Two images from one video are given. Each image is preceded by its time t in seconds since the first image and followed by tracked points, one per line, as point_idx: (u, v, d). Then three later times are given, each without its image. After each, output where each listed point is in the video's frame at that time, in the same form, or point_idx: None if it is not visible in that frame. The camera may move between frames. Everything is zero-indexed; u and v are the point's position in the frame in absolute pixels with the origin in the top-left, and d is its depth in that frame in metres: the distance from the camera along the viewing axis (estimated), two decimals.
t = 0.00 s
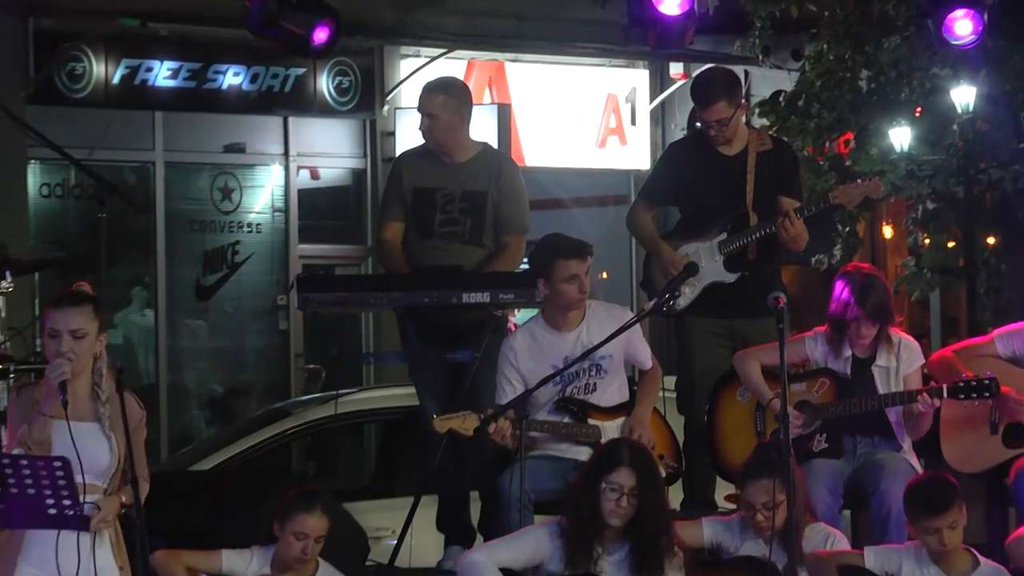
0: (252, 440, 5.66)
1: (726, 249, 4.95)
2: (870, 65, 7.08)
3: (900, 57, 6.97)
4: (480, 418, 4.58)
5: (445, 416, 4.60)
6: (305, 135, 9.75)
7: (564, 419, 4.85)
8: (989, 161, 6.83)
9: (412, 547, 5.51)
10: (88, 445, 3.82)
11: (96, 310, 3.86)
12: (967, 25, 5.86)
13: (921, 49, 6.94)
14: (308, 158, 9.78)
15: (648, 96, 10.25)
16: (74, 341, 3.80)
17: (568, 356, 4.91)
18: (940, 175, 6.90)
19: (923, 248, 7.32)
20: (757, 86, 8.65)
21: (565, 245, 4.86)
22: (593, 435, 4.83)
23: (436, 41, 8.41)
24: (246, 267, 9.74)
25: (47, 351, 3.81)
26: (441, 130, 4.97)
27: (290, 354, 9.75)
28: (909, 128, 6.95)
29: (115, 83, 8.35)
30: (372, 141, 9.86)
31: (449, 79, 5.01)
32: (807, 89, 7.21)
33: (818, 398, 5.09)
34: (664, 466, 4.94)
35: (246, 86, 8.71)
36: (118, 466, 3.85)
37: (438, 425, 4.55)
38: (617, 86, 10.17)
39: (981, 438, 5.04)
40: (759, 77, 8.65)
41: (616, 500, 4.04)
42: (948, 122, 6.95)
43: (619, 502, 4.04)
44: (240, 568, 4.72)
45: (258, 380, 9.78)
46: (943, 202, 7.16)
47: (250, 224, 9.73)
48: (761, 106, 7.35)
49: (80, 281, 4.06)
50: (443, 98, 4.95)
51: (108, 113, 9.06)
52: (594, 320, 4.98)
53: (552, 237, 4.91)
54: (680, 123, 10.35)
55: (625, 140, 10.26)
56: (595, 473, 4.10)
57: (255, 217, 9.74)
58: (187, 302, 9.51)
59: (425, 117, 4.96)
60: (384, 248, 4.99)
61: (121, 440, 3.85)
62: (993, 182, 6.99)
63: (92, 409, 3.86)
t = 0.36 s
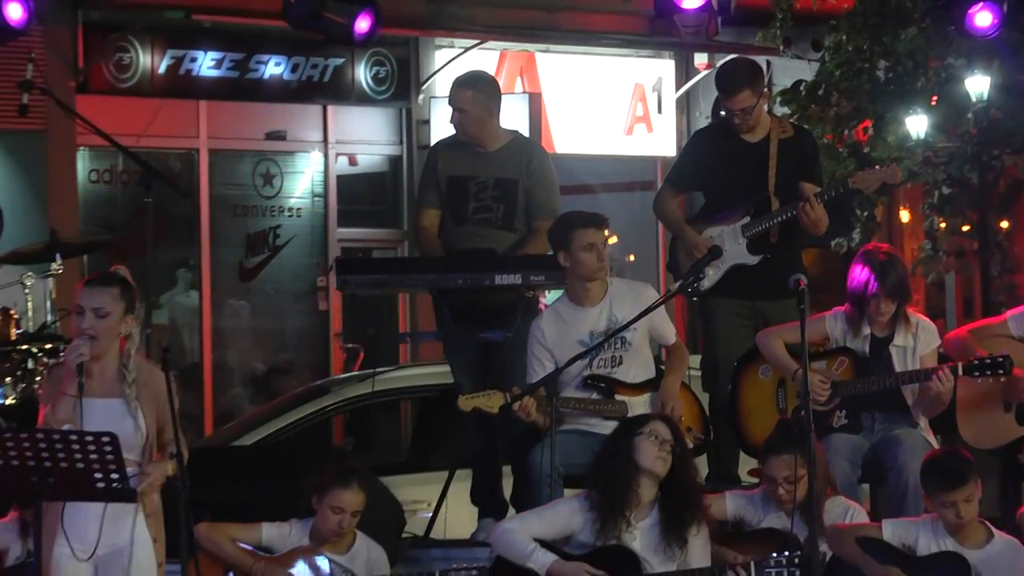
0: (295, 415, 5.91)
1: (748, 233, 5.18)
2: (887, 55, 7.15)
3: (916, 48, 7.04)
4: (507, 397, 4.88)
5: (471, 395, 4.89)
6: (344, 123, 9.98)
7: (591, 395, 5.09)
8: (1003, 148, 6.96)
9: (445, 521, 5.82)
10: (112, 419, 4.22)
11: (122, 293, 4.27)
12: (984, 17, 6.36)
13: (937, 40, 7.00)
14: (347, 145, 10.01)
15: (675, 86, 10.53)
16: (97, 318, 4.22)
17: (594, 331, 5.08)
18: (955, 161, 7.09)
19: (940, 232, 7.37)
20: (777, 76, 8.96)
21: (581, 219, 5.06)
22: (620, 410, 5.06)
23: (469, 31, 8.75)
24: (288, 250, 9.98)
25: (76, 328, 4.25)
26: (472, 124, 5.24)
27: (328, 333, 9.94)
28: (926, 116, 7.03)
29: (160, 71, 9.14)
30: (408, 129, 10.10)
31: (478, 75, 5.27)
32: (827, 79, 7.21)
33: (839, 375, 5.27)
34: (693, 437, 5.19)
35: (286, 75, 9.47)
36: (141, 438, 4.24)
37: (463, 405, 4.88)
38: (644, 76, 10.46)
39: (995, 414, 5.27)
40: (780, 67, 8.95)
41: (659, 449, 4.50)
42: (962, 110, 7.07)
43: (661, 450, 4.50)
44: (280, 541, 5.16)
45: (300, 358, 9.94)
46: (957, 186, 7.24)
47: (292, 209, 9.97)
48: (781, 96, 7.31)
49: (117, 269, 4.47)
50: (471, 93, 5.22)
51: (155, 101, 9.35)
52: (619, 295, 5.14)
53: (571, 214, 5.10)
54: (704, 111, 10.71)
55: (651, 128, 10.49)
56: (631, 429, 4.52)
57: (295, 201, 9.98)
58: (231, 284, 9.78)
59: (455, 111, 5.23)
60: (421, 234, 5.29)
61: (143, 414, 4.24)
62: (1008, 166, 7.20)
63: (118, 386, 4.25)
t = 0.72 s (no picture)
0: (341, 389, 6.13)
1: (779, 214, 5.40)
2: (913, 41, 7.16)
3: (942, 34, 7.09)
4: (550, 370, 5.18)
5: (519, 370, 5.18)
6: (389, 108, 10.27)
7: (625, 371, 5.33)
8: None
9: (483, 490, 6.09)
10: (160, 391, 4.49)
11: (174, 271, 4.55)
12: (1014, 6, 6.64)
13: (961, 27, 7.07)
14: (392, 129, 10.29)
15: (709, 72, 10.95)
16: (151, 293, 4.49)
17: (627, 308, 5.34)
18: (979, 143, 7.09)
19: (963, 212, 7.27)
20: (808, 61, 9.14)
21: (617, 200, 5.31)
22: (653, 386, 5.30)
23: (507, 17, 8.94)
24: (333, 229, 10.24)
25: (130, 304, 4.51)
26: (511, 100, 5.46)
27: (373, 310, 10.23)
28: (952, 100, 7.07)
29: (212, 58, 9.29)
30: (451, 112, 10.41)
31: (519, 54, 5.49)
32: (855, 65, 7.22)
33: (864, 352, 5.51)
34: (721, 411, 5.48)
35: (334, 62, 9.59)
36: (186, 411, 4.50)
37: (510, 379, 5.18)
38: (678, 62, 10.83)
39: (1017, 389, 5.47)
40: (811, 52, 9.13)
41: (685, 420, 5.00)
42: (987, 94, 7.07)
43: (685, 421, 5.00)
44: (327, 510, 5.43)
45: (344, 336, 10.22)
46: (981, 168, 7.19)
47: (338, 190, 10.24)
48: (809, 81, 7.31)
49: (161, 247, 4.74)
50: (512, 70, 5.44)
51: (205, 86, 9.66)
52: (648, 274, 5.40)
53: (607, 196, 5.37)
54: (736, 96, 11.01)
55: (685, 112, 10.84)
56: (656, 405, 5.02)
57: (342, 182, 10.24)
58: (278, 262, 10.05)
59: (496, 89, 5.46)
60: (463, 212, 5.50)
61: (189, 388, 4.50)
62: None
63: (166, 361, 4.52)
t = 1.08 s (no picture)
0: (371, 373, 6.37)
1: (795, 205, 5.63)
2: (926, 37, 7.40)
3: (953, 29, 7.29)
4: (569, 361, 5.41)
5: (537, 362, 5.41)
6: (419, 102, 10.54)
7: (643, 357, 5.60)
8: None
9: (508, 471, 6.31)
10: (199, 367, 4.53)
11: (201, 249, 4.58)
12: None
13: (973, 23, 7.26)
14: (422, 122, 10.58)
15: (727, 67, 11.24)
16: (189, 271, 4.52)
17: (649, 294, 5.66)
18: (990, 135, 7.33)
19: (973, 202, 7.56)
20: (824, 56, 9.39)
21: (652, 199, 5.60)
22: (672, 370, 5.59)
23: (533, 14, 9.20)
24: (366, 219, 10.52)
25: (166, 284, 4.51)
26: (536, 101, 5.68)
27: (403, 297, 10.49)
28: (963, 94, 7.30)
29: (250, 52, 9.70)
30: (479, 106, 10.63)
31: (543, 52, 5.71)
32: (870, 58, 7.54)
33: (878, 337, 5.73)
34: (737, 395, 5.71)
35: (366, 57, 10.08)
36: (223, 385, 4.56)
37: (529, 373, 5.40)
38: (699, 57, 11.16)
39: None
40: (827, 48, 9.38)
41: (695, 408, 5.19)
42: (997, 89, 7.26)
43: (696, 409, 5.18)
44: (361, 488, 5.66)
45: (375, 321, 10.45)
46: (991, 159, 7.49)
47: (370, 180, 10.51)
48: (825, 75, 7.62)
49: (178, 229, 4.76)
50: (535, 70, 5.65)
51: (240, 80, 9.90)
52: (670, 265, 5.71)
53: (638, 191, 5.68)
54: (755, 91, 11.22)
55: (705, 106, 11.17)
56: (667, 395, 5.21)
57: (373, 173, 10.52)
58: (312, 249, 10.32)
59: (521, 86, 5.68)
60: (491, 203, 5.73)
61: (227, 363, 4.56)
62: None
63: (201, 337, 4.55)
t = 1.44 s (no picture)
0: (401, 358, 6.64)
1: (804, 202, 6.11)
2: (938, 31, 6.69)
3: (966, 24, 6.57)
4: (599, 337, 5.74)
5: (570, 335, 5.77)
6: (447, 95, 10.83)
7: (669, 339, 5.89)
8: None
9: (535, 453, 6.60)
10: (230, 353, 4.66)
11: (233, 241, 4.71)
12: None
13: (983, 19, 6.56)
14: (451, 115, 10.88)
15: (745, 61, 11.61)
16: (219, 264, 4.64)
17: (672, 283, 5.89)
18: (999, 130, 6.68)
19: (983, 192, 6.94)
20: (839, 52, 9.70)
21: (676, 216, 5.69)
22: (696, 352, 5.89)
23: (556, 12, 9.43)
24: (395, 210, 10.84)
25: (197, 276, 4.64)
26: (560, 99, 5.92)
27: (432, 283, 10.86)
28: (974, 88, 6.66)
29: (284, 49, 9.95)
30: (506, 99, 10.98)
31: (564, 50, 5.94)
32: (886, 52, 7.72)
33: (890, 323, 6.04)
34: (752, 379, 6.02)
35: (396, 53, 10.28)
36: (254, 371, 4.68)
37: (561, 345, 5.77)
38: (717, 53, 11.56)
39: None
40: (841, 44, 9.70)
41: (713, 395, 5.40)
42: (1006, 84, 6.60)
43: (714, 397, 5.39)
44: (391, 470, 5.85)
45: (405, 307, 10.78)
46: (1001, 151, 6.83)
47: (400, 172, 10.83)
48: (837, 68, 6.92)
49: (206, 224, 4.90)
50: (559, 69, 5.90)
51: (274, 77, 10.24)
52: (695, 254, 5.95)
53: (664, 193, 5.75)
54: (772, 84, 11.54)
55: (723, 99, 11.60)
56: (686, 382, 5.42)
57: (403, 165, 10.84)
58: (343, 238, 10.65)
59: (546, 85, 5.92)
60: (517, 194, 5.97)
61: (255, 350, 4.68)
62: None
63: (231, 324, 4.68)
